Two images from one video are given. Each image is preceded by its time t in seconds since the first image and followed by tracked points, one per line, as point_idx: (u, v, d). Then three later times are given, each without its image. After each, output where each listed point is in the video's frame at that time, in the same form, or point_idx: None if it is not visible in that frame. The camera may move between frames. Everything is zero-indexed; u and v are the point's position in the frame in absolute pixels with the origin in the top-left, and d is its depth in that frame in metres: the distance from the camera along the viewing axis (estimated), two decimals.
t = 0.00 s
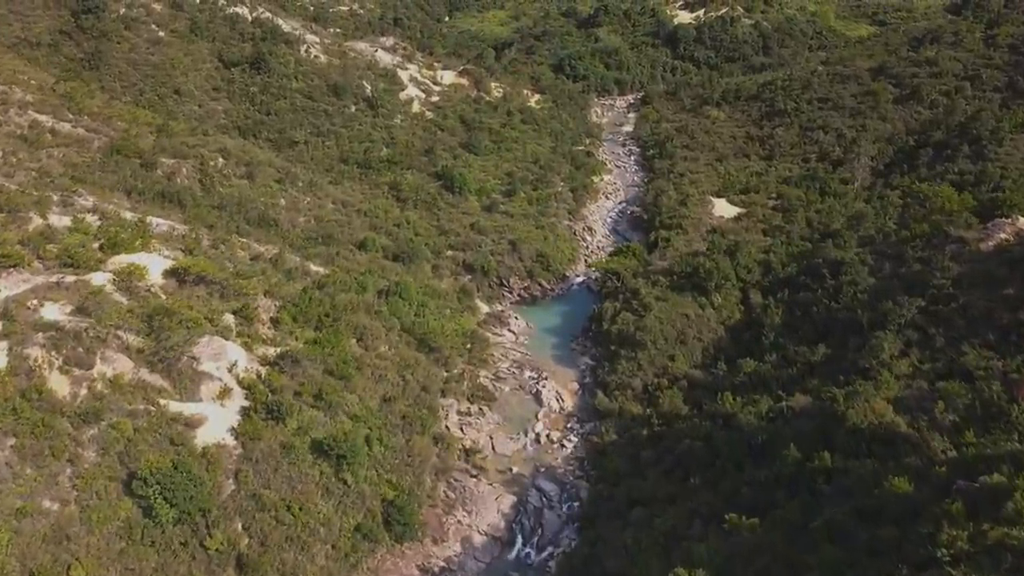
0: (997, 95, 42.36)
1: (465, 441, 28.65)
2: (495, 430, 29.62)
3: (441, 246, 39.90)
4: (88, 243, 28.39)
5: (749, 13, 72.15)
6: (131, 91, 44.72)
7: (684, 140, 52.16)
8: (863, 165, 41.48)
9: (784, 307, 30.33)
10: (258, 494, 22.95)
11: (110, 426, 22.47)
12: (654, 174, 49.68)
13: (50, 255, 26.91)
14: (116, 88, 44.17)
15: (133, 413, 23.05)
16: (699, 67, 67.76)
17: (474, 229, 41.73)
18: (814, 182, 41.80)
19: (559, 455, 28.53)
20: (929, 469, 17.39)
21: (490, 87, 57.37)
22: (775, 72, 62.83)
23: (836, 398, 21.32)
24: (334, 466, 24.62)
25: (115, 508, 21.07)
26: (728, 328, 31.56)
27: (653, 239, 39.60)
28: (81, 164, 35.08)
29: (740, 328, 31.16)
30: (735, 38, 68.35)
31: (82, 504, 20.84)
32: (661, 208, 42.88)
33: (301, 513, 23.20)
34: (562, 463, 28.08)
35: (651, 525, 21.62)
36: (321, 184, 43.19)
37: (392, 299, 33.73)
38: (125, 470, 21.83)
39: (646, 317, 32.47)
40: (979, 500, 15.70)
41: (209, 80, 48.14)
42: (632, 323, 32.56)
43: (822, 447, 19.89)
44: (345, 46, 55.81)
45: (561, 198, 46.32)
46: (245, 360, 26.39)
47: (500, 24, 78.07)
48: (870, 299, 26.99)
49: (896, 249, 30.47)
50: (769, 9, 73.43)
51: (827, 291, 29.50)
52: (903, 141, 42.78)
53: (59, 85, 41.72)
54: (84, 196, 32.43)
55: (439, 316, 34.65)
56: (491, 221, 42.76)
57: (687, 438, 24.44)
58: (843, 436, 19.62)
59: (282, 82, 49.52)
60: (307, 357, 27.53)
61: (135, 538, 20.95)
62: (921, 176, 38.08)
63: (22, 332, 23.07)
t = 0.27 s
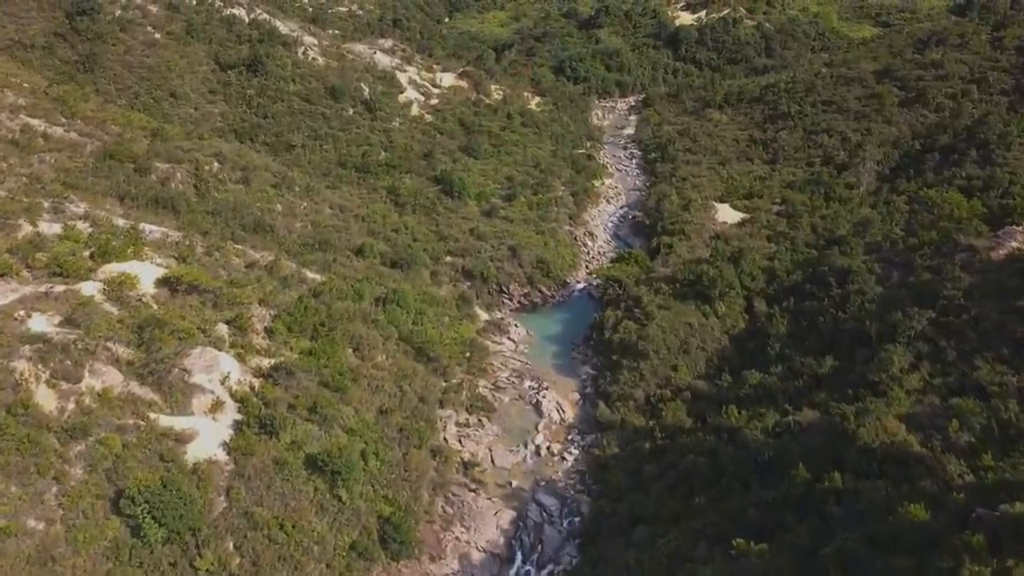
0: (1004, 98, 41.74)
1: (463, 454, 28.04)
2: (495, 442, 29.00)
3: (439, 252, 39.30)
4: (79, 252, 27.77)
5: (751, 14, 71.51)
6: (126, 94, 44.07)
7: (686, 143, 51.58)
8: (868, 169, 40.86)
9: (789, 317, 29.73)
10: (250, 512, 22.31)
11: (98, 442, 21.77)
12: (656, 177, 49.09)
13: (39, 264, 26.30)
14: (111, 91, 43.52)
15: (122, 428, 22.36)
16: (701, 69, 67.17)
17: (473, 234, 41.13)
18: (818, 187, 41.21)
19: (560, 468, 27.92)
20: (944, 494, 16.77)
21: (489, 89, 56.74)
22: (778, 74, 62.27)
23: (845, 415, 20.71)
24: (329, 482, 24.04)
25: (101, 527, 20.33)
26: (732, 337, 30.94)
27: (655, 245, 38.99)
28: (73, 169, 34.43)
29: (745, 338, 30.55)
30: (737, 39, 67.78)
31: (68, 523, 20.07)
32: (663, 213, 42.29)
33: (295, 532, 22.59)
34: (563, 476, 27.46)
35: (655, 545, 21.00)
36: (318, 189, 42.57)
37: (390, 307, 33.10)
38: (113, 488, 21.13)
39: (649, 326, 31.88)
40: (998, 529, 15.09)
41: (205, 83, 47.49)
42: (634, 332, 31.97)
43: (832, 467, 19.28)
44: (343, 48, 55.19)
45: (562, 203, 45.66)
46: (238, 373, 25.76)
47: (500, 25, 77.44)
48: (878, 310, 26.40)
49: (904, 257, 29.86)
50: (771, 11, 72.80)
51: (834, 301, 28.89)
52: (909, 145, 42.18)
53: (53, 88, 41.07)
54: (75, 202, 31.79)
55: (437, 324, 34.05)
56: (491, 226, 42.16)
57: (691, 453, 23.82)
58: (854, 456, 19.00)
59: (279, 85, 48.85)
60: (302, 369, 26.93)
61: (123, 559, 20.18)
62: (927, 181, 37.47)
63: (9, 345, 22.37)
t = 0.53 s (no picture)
0: (1011, 101, 41.14)
1: (460, 468, 27.51)
2: (493, 455, 28.38)
3: (438, 259, 38.72)
4: (69, 261, 27.19)
5: (754, 16, 70.89)
6: (121, 97, 43.41)
7: (687, 147, 51.00)
8: (873, 174, 40.27)
9: (794, 327, 29.16)
10: (240, 531, 21.60)
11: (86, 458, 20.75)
12: (657, 182, 48.51)
13: (27, 273, 25.71)
14: (105, 94, 42.85)
15: (110, 445, 21.46)
16: (702, 71, 66.58)
17: (472, 240, 40.54)
18: (822, 192, 40.63)
19: (560, 483, 27.32)
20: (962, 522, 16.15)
21: (489, 92, 56.09)
22: (780, 76, 61.68)
23: (855, 434, 20.11)
24: (323, 499, 23.50)
25: (86, 549, 19.19)
26: (735, 348, 30.36)
27: (657, 252, 38.46)
28: (65, 175, 33.79)
29: (748, 349, 29.99)
30: (738, 42, 67.20)
31: (53, 544, 18.88)
32: (665, 219, 41.72)
33: (286, 551, 21.98)
34: (563, 491, 26.85)
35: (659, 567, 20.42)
36: (315, 193, 41.94)
37: (387, 315, 32.47)
38: (100, 507, 20.13)
39: (650, 336, 31.32)
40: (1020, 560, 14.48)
41: (201, 85, 46.78)
42: (636, 343, 31.40)
43: (842, 491, 18.71)
44: (341, 51, 54.55)
45: (563, 211, 44.84)
46: (230, 386, 25.09)
47: (500, 27, 76.79)
48: (886, 321, 25.82)
49: (911, 265, 29.26)
50: (773, 12, 72.20)
51: (840, 311, 28.30)
52: (914, 149, 41.58)
53: (46, 92, 40.42)
54: (66, 209, 31.14)
55: (435, 332, 33.44)
56: (491, 232, 41.58)
57: (694, 471, 23.29)
58: (864, 479, 18.41)
59: (276, 87, 48.11)
60: (296, 381, 26.33)
61: None
62: (934, 186, 36.89)
63: None
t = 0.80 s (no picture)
0: (1018, 103, 40.50)
1: (458, 481, 26.91)
2: (492, 467, 27.76)
3: (436, 265, 38.12)
4: (57, 269, 26.52)
5: (756, 17, 70.32)
6: (115, 101, 42.81)
7: (689, 150, 50.42)
8: (878, 178, 39.67)
9: (799, 337, 28.55)
10: (230, 550, 20.91)
11: (71, 476, 20.14)
12: (658, 186, 47.93)
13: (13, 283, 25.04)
14: (99, 97, 42.23)
15: (97, 461, 20.84)
16: (704, 74, 65.99)
17: (471, 246, 39.94)
18: (827, 198, 40.02)
19: (560, 496, 26.71)
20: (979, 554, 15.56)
21: (489, 95, 55.48)
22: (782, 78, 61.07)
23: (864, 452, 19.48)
24: (316, 515, 22.89)
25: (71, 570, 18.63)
26: (739, 357, 29.77)
27: (659, 258, 37.91)
28: (56, 181, 33.18)
29: (752, 359, 29.40)
30: (741, 43, 66.59)
31: (36, 565, 18.24)
32: (666, 225, 41.13)
33: (277, 571, 21.29)
34: (563, 505, 26.23)
35: None
36: (312, 198, 41.33)
37: (383, 323, 31.83)
38: (85, 526, 19.58)
39: (652, 346, 30.74)
40: None
41: (197, 88, 46.12)
42: (637, 352, 30.81)
43: (852, 512, 18.15)
44: (339, 53, 53.93)
45: (563, 213, 44.41)
46: (223, 398, 24.41)
47: (500, 29, 76.17)
48: (893, 332, 25.19)
49: (919, 273, 28.61)
50: (776, 13, 71.63)
51: (846, 320, 27.69)
52: (920, 153, 40.94)
53: (38, 95, 39.80)
54: (57, 216, 30.52)
55: (433, 341, 32.84)
56: (490, 237, 40.99)
57: (698, 487, 22.67)
58: (875, 501, 17.86)
59: (272, 90, 47.49)
60: (289, 394, 25.73)
61: None
62: (940, 191, 36.28)
63: None
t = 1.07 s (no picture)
0: None
1: (455, 492, 26.20)
2: (490, 478, 27.07)
3: (434, 269, 37.48)
4: (44, 275, 25.81)
5: (758, 18, 69.64)
6: (109, 102, 42.16)
7: (691, 152, 49.79)
8: (883, 181, 39.00)
9: (805, 345, 27.87)
10: (219, 567, 20.15)
11: (54, 490, 19.39)
12: (660, 189, 47.29)
13: None
14: (92, 98, 41.56)
15: (82, 474, 20.13)
16: (706, 75, 65.42)
17: (470, 250, 39.29)
18: (831, 201, 39.39)
19: (560, 508, 26.00)
20: None
21: (488, 96, 54.83)
22: (785, 79, 60.44)
23: (876, 467, 18.80)
24: (308, 530, 22.19)
25: None
26: (743, 365, 29.10)
27: (661, 262, 37.26)
28: (46, 184, 32.52)
29: (757, 367, 28.73)
30: (743, 44, 66.02)
31: None
32: (668, 228, 40.50)
33: None
34: (563, 517, 25.52)
35: None
36: (308, 201, 40.69)
37: (379, 329, 31.15)
38: (68, 543, 18.82)
39: (654, 353, 30.09)
40: None
41: (193, 90, 45.42)
42: (639, 360, 30.17)
43: (863, 531, 17.59)
44: (337, 53, 53.27)
45: (563, 216, 43.77)
46: (213, 408, 23.80)
47: (500, 29, 75.57)
48: (903, 340, 24.52)
49: (928, 278, 27.93)
50: (778, 13, 70.99)
51: (853, 327, 27.02)
52: (926, 154, 40.25)
53: (30, 97, 39.15)
54: (46, 220, 29.86)
55: (430, 347, 32.17)
56: (489, 241, 40.34)
57: (702, 501, 22.01)
58: (888, 519, 17.33)
59: (268, 92, 46.84)
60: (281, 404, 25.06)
61: None
62: (947, 195, 35.61)
63: None
